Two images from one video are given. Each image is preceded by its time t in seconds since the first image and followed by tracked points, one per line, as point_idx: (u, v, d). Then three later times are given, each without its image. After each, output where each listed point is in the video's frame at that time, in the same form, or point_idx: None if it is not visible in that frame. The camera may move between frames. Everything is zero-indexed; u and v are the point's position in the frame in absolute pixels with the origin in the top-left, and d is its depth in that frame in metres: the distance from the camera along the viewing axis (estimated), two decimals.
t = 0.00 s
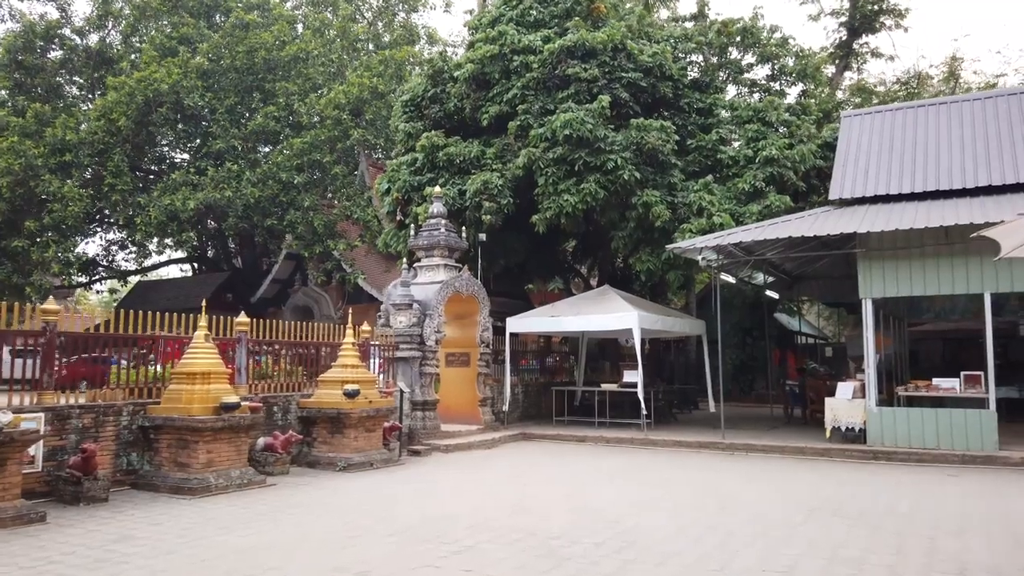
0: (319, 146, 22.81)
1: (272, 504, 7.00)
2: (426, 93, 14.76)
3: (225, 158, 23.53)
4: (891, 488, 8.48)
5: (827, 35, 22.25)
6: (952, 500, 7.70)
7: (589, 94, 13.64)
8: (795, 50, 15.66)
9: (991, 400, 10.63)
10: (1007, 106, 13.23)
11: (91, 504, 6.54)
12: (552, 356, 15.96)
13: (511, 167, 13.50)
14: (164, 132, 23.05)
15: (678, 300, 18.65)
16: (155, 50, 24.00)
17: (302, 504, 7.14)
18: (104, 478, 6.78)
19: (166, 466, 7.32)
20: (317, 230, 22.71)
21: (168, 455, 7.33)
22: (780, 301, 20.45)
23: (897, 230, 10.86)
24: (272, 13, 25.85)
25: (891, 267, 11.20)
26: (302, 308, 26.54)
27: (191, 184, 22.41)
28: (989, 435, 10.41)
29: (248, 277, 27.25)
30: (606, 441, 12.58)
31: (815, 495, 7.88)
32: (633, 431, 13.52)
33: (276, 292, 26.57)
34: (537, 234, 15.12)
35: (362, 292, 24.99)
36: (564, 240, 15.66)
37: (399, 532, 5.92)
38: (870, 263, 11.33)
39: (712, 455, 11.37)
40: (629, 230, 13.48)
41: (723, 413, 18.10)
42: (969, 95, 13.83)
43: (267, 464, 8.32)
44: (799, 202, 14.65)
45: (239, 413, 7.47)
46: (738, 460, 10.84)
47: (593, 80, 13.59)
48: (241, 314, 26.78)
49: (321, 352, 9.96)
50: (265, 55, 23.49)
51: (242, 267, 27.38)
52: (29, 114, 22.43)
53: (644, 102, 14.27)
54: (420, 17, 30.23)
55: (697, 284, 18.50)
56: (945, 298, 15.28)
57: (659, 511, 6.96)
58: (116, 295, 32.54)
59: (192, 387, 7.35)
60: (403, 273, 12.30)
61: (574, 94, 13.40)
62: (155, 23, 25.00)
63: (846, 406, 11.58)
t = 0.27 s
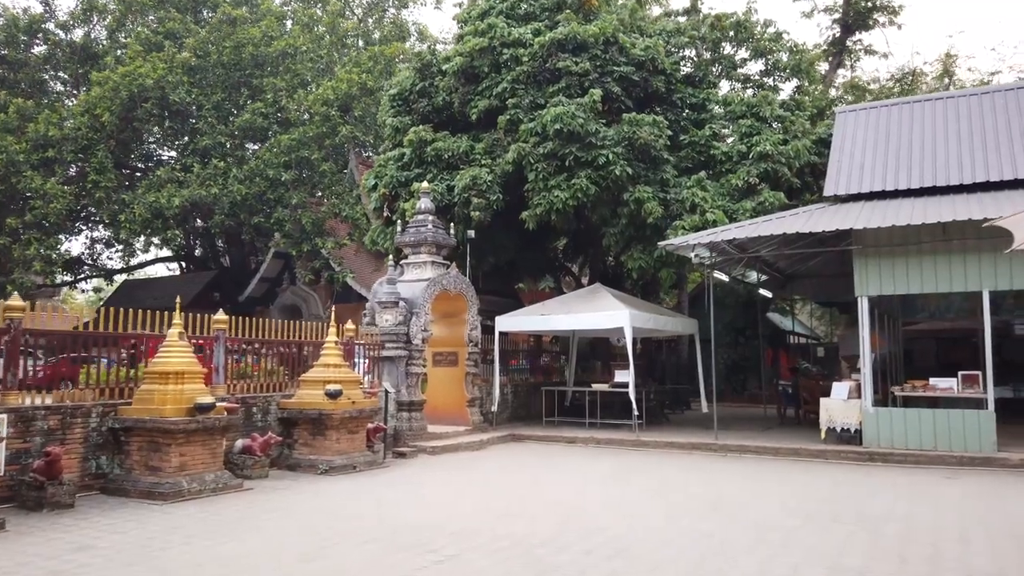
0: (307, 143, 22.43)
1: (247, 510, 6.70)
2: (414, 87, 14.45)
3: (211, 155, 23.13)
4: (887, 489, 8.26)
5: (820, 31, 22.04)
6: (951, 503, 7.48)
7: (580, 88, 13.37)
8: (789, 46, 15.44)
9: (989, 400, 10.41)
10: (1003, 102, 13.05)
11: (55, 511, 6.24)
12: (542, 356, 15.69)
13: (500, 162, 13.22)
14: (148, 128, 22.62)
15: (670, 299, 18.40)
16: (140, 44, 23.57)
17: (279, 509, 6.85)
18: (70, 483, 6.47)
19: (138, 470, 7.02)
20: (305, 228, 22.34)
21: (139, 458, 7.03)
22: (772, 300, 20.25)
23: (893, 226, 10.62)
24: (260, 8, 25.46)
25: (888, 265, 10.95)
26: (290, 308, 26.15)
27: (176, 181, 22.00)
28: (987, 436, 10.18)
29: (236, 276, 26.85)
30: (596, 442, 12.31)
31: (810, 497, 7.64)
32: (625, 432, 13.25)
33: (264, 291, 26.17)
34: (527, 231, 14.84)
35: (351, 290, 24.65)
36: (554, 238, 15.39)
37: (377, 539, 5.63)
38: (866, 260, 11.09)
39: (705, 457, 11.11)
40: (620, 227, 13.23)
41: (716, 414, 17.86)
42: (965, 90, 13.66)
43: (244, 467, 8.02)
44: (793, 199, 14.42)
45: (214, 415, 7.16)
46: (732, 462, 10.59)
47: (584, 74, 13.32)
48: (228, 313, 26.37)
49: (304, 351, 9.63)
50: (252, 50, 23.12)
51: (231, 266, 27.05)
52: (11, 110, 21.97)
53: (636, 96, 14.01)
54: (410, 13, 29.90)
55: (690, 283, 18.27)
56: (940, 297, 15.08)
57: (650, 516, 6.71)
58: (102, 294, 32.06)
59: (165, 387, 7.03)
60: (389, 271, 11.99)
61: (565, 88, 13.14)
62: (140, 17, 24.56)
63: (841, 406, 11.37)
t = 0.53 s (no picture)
0: (268, 138, 21.89)
1: (190, 518, 6.36)
2: (376, 81, 14.10)
3: (168, 149, 22.46)
4: (851, 490, 8.19)
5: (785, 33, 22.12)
6: (914, 503, 7.42)
7: (545, 84, 13.17)
8: (755, 45, 15.41)
9: (950, 400, 10.41)
10: (964, 103, 13.15)
11: None
12: (505, 356, 15.45)
13: (464, 158, 12.96)
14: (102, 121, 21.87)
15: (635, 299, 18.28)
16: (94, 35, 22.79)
17: (224, 517, 6.52)
18: None
19: (74, 477, 6.63)
20: (265, 225, 21.80)
21: (76, 464, 6.64)
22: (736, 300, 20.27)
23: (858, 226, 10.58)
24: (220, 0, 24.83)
25: (852, 264, 10.91)
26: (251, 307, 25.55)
27: (131, 176, 21.31)
28: (948, 436, 10.18)
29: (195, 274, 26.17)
30: (559, 443, 12.11)
31: (774, 499, 7.52)
32: (589, 433, 13.07)
33: (224, 290, 25.53)
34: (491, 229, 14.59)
35: (312, 289, 24.18)
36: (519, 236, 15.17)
37: (326, 548, 5.35)
38: (830, 260, 11.04)
39: (669, 458, 10.97)
40: (585, 225, 13.05)
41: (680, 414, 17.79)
42: (927, 92, 13.76)
43: (190, 471, 7.70)
44: (758, 198, 14.37)
45: (156, 417, 6.80)
46: (696, 463, 10.45)
47: (550, 69, 13.12)
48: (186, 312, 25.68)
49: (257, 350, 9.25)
50: (211, 43, 22.50)
51: (188, 264, 26.36)
52: None
53: (602, 93, 13.85)
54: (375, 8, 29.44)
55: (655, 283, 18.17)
56: (900, 297, 15.18)
57: (613, 520, 6.52)
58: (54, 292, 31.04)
59: (104, 388, 6.65)
60: (348, 268, 11.66)
61: (530, 83, 12.93)
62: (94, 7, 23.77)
63: (804, 407, 11.29)
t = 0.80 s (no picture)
0: (228, 133, 21.29)
1: (130, 527, 5.99)
2: (337, 73, 13.74)
3: (124, 144, 21.76)
4: (817, 491, 8.08)
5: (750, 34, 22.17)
6: (880, 504, 7.33)
7: (511, 78, 12.94)
8: (721, 43, 15.35)
9: (915, 398, 10.39)
10: (926, 103, 13.22)
11: None
12: (470, 355, 15.17)
13: (427, 153, 12.68)
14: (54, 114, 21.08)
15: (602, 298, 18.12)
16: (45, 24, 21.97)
17: (168, 525, 6.16)
18: None
19: (5, 484, 6.23)
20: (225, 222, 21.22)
21: (8, 470, 6.24)
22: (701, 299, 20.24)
23: (823, 224, 10.50)
24: None
25: (818, 262, 10.85)
26: (211, 306, 24.91)
27: (84, 170, 20.59)
28: (913, 434, 10.17)
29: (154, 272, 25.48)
30: (524, 444, 11.88)
31: (740, 501, 7.37)
32: (554, 433, 12.85)
33: (183, 289, 24.85)
34: (455, 225, 14.32)
35: (273, 287, 23.64)
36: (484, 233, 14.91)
37: (271, 560, 5.05)
38: (796, 257, 10.95)
39: (635, 458, 10.79)
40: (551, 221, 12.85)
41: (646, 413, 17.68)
42: (890, 92, 13.83)
43: (134, 476, 7.34)
44: (724, 197, 14.29)
45: (95, 419, 6.44)
46: (662, 464, 10.29)
47: (515, 63, 12.90)
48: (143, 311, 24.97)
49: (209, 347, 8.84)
50: (169, 35, 21.84)
51: (146, 262, 25.67)
52: None
53: (568, 89, 13.66)
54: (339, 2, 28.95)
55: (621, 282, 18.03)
56: (863, 296, 15.23)
57: (577, 525, 6.31)
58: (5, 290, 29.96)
59: (38, 388, 6.26)
60: (306, 264, 11.32)
61: (495, 77, 12.69)
62: None
63: (770, 406, 11.21)
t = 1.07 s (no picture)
0: (201, 129, 20.79)
1: (83, 537, 5.65)
2: (311, 66, 13.40)
3: (93, 139, 21.18)
4: (801, 494, 7.90)
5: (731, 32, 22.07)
6: (865, 506, 7.17)
7: (489, 72, 12.68)
8: (701, 40, 15.19)
9: (898, 398, 10.26)
10: (907, 101, 13.14)
11: None
12: (447, 355, 14.88)
13: (403, 148, 12.38)
14: (20, 107, 20.45)
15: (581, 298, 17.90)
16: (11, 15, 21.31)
17: (124, 535, 5.83)
18: None
19: None
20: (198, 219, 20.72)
21: None
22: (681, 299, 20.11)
23: (806, 222, 10.34)
24: None
25: (800, 260, 10.69)
26: (184, 305, 24.40)
27: (51, 165, 20.00)
28: (896, 435, 10.03)
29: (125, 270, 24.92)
30: (502, 446, 11.62)
31: (724, 505, 7.16)
32: (533, 435, 12.61)
33: (155, 287, 24.32)
34: (433, 223, 14.03)
35: (247, 286, 23.18)
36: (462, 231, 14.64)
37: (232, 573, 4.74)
38: (778, 256, 10.79)
39: (615, 461, 10.56)
40: (530, 219, 12.60)
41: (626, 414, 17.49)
42: (871, 90, 13.74)
43: (92, 482, 7.01)
44: (705, 195, 14.13)
45: (48, 423, 6.11)
46: (643, 466, 10.07)
47: (493, 58, 12.65)
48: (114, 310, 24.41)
49: (174, 348, 8.39)
50: (140, 28, 21.30)
51: (118, 260, 25.15)
52: None
53: (548, 84, 13.43)
54: None
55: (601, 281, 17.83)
56: (844, 296, 15.13)
57: (556, 531, 6.06)
58: None
59: None
60: (277, 261, 10.97)
61: (472, 72, 12.43)
62: None
63: (752, 406, 11.04)
